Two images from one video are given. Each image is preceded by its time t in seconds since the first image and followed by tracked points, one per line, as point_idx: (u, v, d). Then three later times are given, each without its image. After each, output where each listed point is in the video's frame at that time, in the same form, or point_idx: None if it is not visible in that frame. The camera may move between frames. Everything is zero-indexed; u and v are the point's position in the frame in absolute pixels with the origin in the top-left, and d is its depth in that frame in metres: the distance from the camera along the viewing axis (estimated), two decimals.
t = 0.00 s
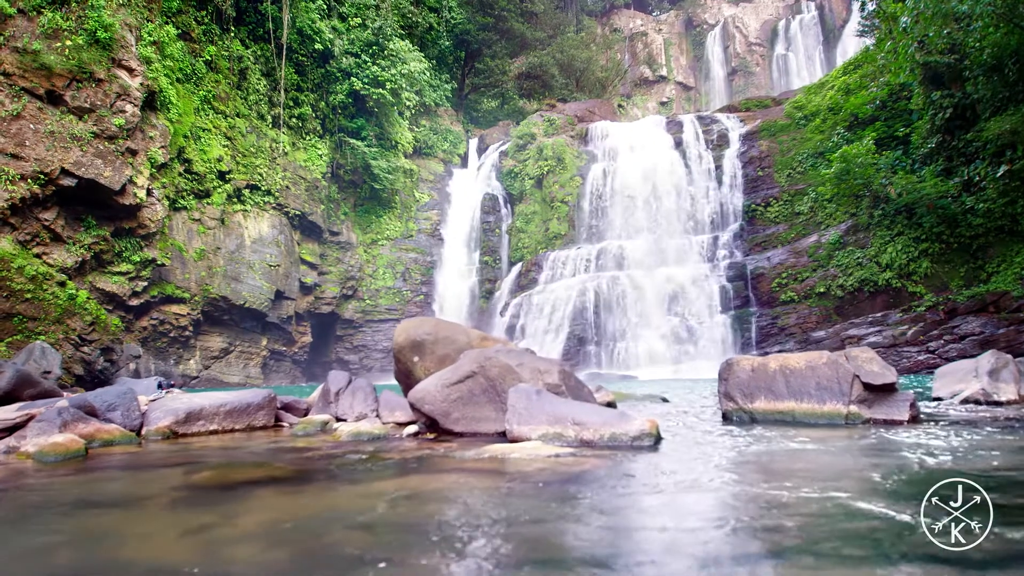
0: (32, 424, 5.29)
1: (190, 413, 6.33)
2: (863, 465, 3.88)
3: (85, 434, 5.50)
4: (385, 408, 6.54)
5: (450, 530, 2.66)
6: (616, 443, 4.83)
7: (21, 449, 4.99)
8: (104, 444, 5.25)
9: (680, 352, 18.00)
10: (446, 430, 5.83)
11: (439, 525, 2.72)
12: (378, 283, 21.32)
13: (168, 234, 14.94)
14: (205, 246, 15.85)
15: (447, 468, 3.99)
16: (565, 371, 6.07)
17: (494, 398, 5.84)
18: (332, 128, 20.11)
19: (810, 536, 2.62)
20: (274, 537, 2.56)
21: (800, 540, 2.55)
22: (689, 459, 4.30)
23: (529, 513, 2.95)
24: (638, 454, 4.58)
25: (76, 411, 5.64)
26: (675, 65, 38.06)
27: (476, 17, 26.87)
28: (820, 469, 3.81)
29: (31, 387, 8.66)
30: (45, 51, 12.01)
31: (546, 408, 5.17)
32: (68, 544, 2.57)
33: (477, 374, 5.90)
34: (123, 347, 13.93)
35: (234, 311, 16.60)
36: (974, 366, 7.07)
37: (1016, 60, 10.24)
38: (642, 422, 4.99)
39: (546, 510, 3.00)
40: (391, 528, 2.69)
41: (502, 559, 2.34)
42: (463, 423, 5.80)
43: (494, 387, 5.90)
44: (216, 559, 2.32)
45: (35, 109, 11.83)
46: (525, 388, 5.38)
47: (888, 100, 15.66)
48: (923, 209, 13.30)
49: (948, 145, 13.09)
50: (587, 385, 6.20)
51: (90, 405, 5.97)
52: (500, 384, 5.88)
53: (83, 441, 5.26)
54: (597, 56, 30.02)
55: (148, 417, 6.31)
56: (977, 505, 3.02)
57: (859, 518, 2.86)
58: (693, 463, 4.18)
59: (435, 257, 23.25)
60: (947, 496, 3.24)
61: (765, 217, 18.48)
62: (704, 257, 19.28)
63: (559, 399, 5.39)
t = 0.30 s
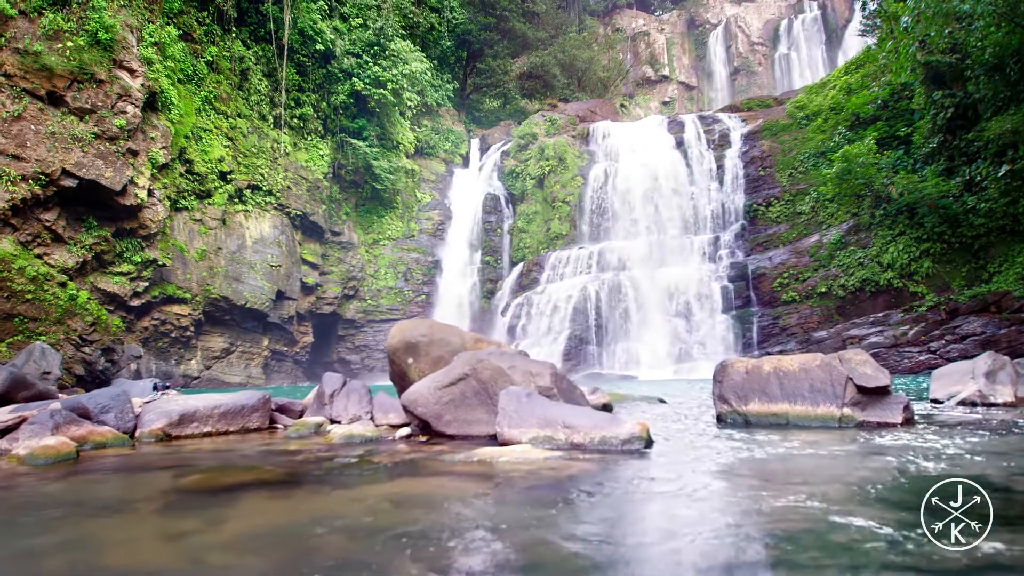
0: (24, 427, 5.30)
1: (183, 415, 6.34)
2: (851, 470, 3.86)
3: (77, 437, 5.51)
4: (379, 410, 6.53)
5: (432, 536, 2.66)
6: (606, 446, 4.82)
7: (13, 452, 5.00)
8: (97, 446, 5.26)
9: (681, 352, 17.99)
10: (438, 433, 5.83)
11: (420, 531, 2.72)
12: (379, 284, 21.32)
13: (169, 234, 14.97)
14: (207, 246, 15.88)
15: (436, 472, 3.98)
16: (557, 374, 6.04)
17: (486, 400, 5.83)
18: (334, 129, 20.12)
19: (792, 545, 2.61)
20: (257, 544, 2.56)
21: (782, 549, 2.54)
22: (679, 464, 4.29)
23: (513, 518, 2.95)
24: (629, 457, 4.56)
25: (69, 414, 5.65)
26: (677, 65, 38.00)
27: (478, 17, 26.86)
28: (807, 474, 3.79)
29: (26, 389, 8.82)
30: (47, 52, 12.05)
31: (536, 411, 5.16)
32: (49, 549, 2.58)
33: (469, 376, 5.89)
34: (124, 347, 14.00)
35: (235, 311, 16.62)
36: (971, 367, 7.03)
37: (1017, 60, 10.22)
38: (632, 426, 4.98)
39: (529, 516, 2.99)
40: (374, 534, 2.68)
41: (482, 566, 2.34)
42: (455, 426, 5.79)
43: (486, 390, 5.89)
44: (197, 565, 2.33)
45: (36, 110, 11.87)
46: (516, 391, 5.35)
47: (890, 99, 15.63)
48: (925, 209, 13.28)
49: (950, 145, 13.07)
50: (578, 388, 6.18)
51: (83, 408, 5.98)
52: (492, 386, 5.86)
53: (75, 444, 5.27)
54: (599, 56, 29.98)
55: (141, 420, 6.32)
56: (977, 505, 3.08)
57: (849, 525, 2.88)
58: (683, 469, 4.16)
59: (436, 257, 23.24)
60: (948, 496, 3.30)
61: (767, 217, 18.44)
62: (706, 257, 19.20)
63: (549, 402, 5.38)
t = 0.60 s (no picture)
0: (15, 429, 5.30)
1: (176, 417, 6.35)
2: (837, 474, 3.85)
3: (68, 439, 5.51)
4: (372, 412, 6.53)
5: (411, 540, 2.65)
6: (594, 449, 4.81)
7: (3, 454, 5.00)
8: (88, 448, 5.27)
9: (681, 353, 17.97)
10: (429, 435, 5.84)
11: (398, 535, 2.72)
12: (379, 284, 21.32)
13: (168, 235, 15.00)
14: (206, 246, 15.90)
15: (422, 475, 3.97)
16: (548, 376, 6.03)
17: (476, 403, 5.83)
18: (334, 129, 20.13)
19: (772, 549, 2.60)
20: (235, 548, 2.56)
21: (760, 554, 2.53)
22: (665, 468, 4.28)
23: (494, 522, 2.94)
24: (618, 460, 4.55)
25: (60, 416, 5.66)
26: (679, 65, 38.00)
27: (478, 17, 26.87)
28: (792, 479, 3.78)
29: (19, 389, 8.89)
30: (46, 53, 12.08)
31: (525, 414, 5.15)
32: (30, 552, 2.58)
33: (460, 378, 5.90)
34: (123, 347, 14.07)
35: (235, 312, 16.62)
36: (966, 369, 7.01)
37: (1016, 60, 10.19)
38: (621, 428, 4.96)
39: (510, 521, 2.98)
40: (352, 538, 2.68)
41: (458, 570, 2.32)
42: (446, 428, 5.81)
43: (477, 391, 5.89)
44: (173, 569, 2.33)
45: (35, 111, 11.91)
46: (505, 393, 5.35)
47: (890, 99, 15.65)
48: (925, 209, 13.26)
49: (949, 145, 13.07)
50: (569, 390, 6.16)
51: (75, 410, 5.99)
52: (483, 388, 5.86)
53: (65, 446, 5.27)
54: (600, 56, 29.98)
55: (134, 421, 6.32)
56: (977, 505, 3.09)
57: (837, 527, 2.87)
58: (669, 472, 4.15)
59: (436, 257, 23.25)
60: (949, 496, 3.31)
61: (767, 217, 18.41)
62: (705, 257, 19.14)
63: (538, 404, 5.38)
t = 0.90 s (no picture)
0: (6, 431, 5.29)
1: (168, 419, 6.36)
2: (821, 476, 3.85)
3: (59, 440, 5.52)
4: (364, 413, 6.53)
5: (393, 541, 2.66)
6: (582, 451, 4.82)
7: None
8: (79, 449, 5.27)
9: (680, 353, 17.96)
10: (419, 436, 5.87)
11: (379, 536, 2.72)
12: (379, 284, 21.30)
13: (167, 235, 15.03)
14: (206, 246, 15.92)
15: (409, 476, 3.98)
16: (538, 378, 6.02)
17: (466, 404, 5.84)
18: (333, 129, 20.11)
19: (752, 551, 2.60)
20: (218, 549, 2.57)
21: (740, 556, 2.54)
22: (651, 470, 4.28)
23: (477, 524, 2.94)
24: (607, 461, 4.55)
25: (51, 418, 5.66)
26: (678, 65, 37.98)
27: (477, 18, 26.85)
28: (776, 481, 3.79)
29: (13, 391, 8.88)
30: (44, 54, 12.12)
31: (513, 415, 5.16)
32: (13, 553, 2.59)
33: (450, 380, 5.92)
34: (122, 348, 14.10)
35: (234, 312, 16.62)
36: (958, 369, 7.02)
37: (1015, 60, 10.10)
38: (609, 430, 4.97)
39: (493, 522, 2.98)
40: (334, 539, 2.68)
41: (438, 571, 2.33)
42: (436, 429, 5.81)
43: (467, 393, 5.91)
44: (154, 570, 2.34)
45: (33, 111, 11.97)
46: (494, 395, 5.35)
47: (888, 100, 15.69)
48: (923, 210, 13.28)
49: (948, 145, 13.07)
50: (559, 391, 6.15)
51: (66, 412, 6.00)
52: (472, 390, 5.87)
53: (56, 448, 5.27)
54: (599, 56, 29.98)
55: (126, 423, 6.33)
56: (977, 505, 3.09)
57: (823, 529, 2.87)
58: (657, 474, 4.16)
59: (436, 257, 23.24)
60: (949, 496, 3.32)
61: (766, 217, 18.40)
62: (704, 257, 19.14)
63: (527, 406, 5.38)
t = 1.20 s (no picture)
0: None
1: (161, 419, 6.37)
2: (806, 477, 3.87)
3: (53, 440, 5.54)
4: (358, 413, 6.54)
5: (377, 538, 2.67)
6: (571, 451, 4.83)
7: None
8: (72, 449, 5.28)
9: (679, 353, 17.96)
10: (411, 436, 5.88)
11: (364, 534, 2.74)
12: (378, 284, 21.30)
13: (166, 236, 15.05)
14: (204, 247, 15.94)
15: (397, 476, 3.98)
16: (529, 378, 6.02)
17: (458, 404, 5.85)
18: (332, 130, 20.13)
19: (733, 551, 2.61)
20: (201, 546, 2.59)
21: (723, 557, 2.54)
22: (639, 470, 4.28)
23: (462, 522, 2.95)
24: (597, 461, 4.56)
25: (45, 418, 5.67)
26: (678, 65, 38.02)
27: (476, 18, 26.87)
28: (760, 482, 3.79)
29: (7, 391, 8.86)
30: (43, 55, 12.13)
31: (503, 416, 5.17)
32: None
33: (441, 380, 5.94)
34: (121, 348, 14.11)
35: (233, 312, 16.63)
36: (951, 370, 7.02)
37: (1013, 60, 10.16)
38: (598, 430, 4.99)
39: (479, 520, 2.99)
40: (319, 536, 2.70)
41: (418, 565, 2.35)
42: (428, 429, 5.82)
43: (459, 393, 5.92)
44: (136, 569, 2.34)
45: (31, 112, 11.99)
46: (484, 395, 5.36)
47: (886, 100, 15.77)
48: (920, 210, 13.32)
49: (945, 146, 13.10)
50: (550, 391, 6.15)
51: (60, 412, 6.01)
52: (463, 390, 5.88)
53: (49, 447, 5.28)
54: (599, 57, 30.04)
55: (120, 422, 6.34)
56: (976, 506, 3.10)
57: (807, 529, 2.88)
58: (647, 474, 4.17)
59: (435, 257, 23.24)
60: (949, 497, 3.32)
61: (765, 217, 18.41)
62: (703, 257, 19.15)
63: (517, 406, 5.39)
